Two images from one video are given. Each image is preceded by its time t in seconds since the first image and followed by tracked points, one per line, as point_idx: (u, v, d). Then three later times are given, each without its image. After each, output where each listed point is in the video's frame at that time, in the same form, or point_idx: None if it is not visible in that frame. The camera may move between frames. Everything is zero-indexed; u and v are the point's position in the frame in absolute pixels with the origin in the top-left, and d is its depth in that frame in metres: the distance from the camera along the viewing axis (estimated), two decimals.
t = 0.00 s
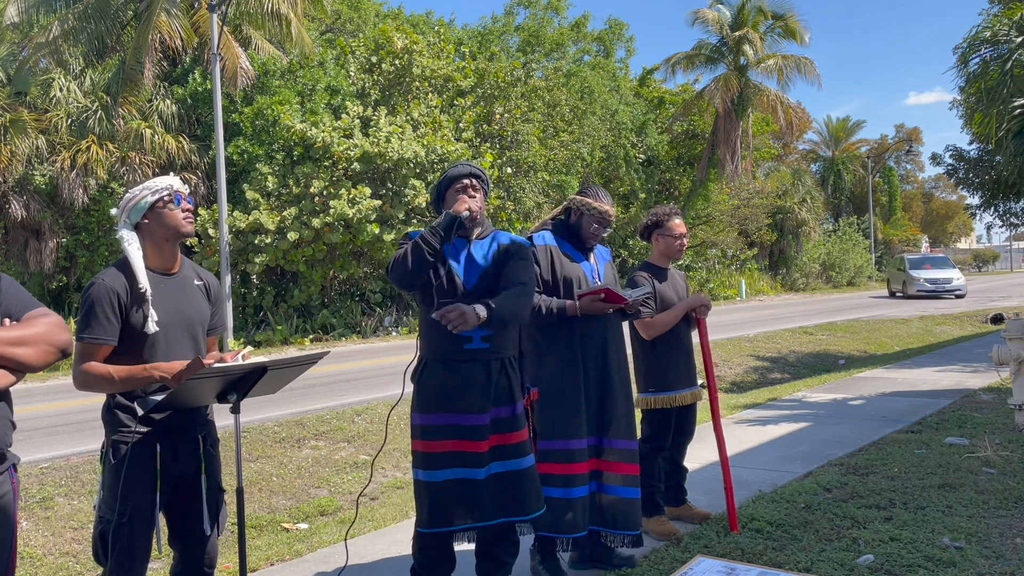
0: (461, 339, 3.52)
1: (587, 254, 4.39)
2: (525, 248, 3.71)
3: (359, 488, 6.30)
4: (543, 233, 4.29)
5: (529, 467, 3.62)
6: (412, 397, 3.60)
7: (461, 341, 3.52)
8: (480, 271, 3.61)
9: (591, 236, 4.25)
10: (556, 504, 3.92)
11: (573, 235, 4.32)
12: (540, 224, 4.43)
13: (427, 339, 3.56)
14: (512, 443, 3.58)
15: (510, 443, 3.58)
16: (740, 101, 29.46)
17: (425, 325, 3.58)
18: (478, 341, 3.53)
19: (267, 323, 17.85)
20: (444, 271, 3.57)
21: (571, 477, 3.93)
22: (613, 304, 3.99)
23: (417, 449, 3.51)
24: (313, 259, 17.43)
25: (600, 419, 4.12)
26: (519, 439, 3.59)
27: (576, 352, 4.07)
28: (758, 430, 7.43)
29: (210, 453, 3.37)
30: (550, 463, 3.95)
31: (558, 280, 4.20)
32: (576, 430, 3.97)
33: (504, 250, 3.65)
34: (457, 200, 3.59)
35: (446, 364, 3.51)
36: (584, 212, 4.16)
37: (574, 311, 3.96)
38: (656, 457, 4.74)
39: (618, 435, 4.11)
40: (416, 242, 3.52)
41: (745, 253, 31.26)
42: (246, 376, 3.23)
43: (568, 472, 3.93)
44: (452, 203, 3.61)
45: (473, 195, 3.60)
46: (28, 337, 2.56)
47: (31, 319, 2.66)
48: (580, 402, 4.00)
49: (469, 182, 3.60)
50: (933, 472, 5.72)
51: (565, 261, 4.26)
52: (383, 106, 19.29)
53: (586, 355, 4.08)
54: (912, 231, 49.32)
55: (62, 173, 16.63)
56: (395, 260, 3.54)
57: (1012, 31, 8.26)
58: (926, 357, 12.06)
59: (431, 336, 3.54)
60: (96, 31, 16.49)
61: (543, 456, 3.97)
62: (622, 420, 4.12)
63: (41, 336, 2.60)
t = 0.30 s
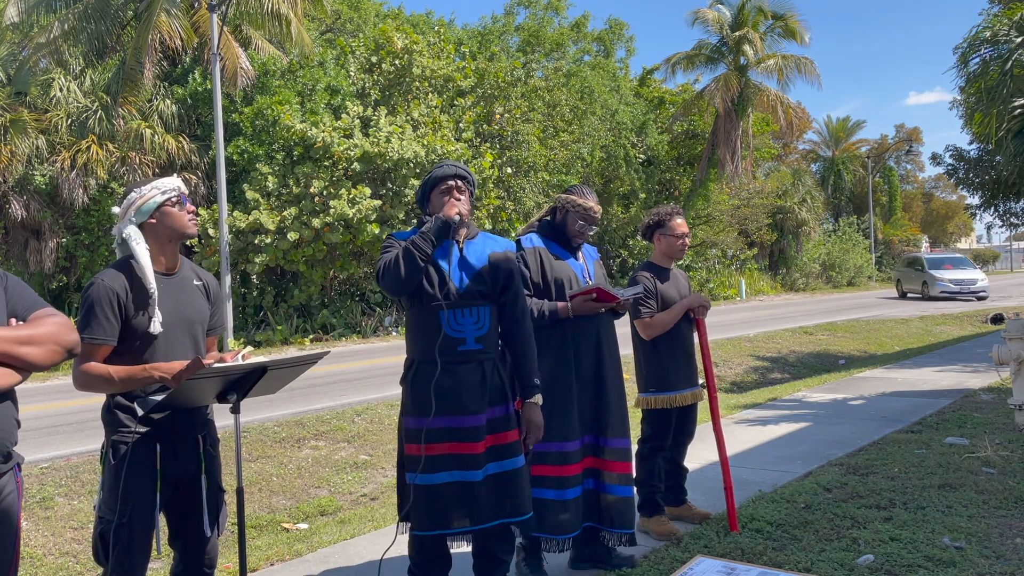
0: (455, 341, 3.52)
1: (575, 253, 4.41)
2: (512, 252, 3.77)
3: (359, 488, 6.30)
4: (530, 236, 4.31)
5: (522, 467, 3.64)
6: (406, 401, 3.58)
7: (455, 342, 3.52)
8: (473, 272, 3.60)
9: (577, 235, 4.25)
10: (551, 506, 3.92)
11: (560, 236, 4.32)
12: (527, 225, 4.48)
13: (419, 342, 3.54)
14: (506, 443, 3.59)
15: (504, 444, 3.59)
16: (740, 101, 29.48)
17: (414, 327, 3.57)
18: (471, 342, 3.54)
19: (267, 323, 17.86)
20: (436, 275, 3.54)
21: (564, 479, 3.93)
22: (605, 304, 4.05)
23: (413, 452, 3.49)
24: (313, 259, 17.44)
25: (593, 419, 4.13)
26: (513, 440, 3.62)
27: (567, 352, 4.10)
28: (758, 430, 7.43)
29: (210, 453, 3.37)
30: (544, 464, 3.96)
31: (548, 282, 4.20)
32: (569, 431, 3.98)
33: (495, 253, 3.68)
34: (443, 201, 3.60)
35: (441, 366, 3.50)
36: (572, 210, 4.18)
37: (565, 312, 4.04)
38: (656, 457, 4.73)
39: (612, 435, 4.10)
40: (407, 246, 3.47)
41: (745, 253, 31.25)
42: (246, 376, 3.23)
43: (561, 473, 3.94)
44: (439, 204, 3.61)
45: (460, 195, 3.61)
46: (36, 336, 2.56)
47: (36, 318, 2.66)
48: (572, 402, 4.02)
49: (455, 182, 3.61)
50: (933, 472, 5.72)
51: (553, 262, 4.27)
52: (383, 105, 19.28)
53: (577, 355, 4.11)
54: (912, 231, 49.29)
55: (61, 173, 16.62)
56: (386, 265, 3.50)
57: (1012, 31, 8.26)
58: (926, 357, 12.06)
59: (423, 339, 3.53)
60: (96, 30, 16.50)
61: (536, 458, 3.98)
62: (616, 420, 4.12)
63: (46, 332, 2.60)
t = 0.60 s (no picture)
0: (455, 341, 3.52)
1: (556, 251, 4.46)
2: (506, 254, 3.81)
3: (359, 488, 6.30)
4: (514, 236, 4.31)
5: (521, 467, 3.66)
6: (404, 402, 3.56)
7: (456, 343, 3.52)
8: (473, 273, 3.62)
9: (556, 231, 4.30)
10: (546, 509, 3.91)
11: (539, 235, 4.35)
12: (507, 226, 4.49)
13: (419, 343, 3.52)
14: (505, 443, 3.61)
15: (503, 444, 3.61)
16: (739, 101, 29.50)
17: (412, 327, 3.56)
18: (472, 342, 3.55)
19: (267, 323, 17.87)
20: (437, 276, 3.55)
21: (558, 482, 3.93)
22: (589, 307, 4.00)
23: (412, 454, 3.49)
24: (314, 259, 17.44)
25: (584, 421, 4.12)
26: (511, 439, 3.64)
27: (555, 358, 4.10)
28: (757, 430, 7.43)
29: (209, 453, 3.36)
30: (538, 468, 3.94)
31: (531, 285, 4.21)
32: (563, 434, 3.98)
33: (493, 256, 3.70)
34: (443, 202, 3.61)
35: (441, 367, 3.49)
36: (546, 204, 4.25)
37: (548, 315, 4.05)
38: (659, 457, 4.71)
39: (604, 435, 4.10)
40: (409, 245, 3.43)
41: (745, 253, 31.23)
42: (247, 376, 3.23)
43: (556, 477, 3.93)
44: (440, 204, 3.62)
45: (461, 195, 3.62)
46: (40, 337, 2.56)
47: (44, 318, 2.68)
48: (564, 403, 4.03)
49: (457, 182, 3.62)
50: (933, 472, 5.72)
51: (533, 260, 4.26)
52: (383, 106, 19.28)
53: (567, 356, 4.11)
54: (912, 231, 49.23)
55: (62, 173, 16.62)
56: (386, 266, 3.46)
57: (1012, 31, 8.25)
58: (925, 357, 12.06)
59: (423, 340, 3.52)
60: (96, 31, 16.50)
61: (530, 462, 3.96)
62: (608, 420, 4.12)
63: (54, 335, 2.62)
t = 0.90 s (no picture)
0: (456, 342, 3.51)
1: (539, 252, 4.46)
2: (503, 254, 3.83)
3: (359, 488, 6.30)
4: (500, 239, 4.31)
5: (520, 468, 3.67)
6: (403, 403, 3.55)
7: (456, 344, 3.52)
8: (474, 274, 3.63)
9: (536, 224, 4.32)
10: (535, 513, 3.90)
11: (521, 234, 4.36)
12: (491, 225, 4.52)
13: (419, 344, 3.51)
14: (504, 444, 3.62)
15: (503, 445, 3.61)
16: (739, 101, 29.51)
17: (411, 329, 3.55)
18: (472, 344, 3.55)
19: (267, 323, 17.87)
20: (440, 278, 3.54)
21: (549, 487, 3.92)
22: (577, 320, 3.92)
23: (412, 455, 3.48)
24: (314, 259, 17.44)
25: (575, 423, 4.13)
26: (511, 440, 3.65)
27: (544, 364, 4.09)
28: (757, 430, 7.42)
29: (208, 454, 3.37)
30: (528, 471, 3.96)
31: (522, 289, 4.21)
32: (555, 438, 3.97)
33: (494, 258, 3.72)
34: (450, 206, 3.61)
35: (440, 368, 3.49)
36: (521, 198, 4.29)
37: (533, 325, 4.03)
38: (667, 458, 4.69)
39: (591, 437, 4.11)
40: (418, 249, 3.39)
41: (745, 253, 31.23)
42: (247, 376, 3.23)
43: (547, 482, 3.92)
44: (447, 209, 3.62)
45: (468, 200, 3.61)
46: (50, 341, 2.57)
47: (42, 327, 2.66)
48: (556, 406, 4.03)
49: (463, 186, 3.61)
50: (933, 472, 5.72)
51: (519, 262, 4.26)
52: (383, 106, 19.27)
53: (558, 360, 4.11)
54: (912, 231, 49.21)
55: (62, 173, 16.63)
56: (390, 269, 3.43)
57: (1012, 31, 8.25)
58: (925, 357, 12.07)
59: (424, 341, 3.51)
60: (96, 31, 16.49)
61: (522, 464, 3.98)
62: (594, 424, 4.14)
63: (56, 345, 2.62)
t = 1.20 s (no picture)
0: (456, 342, 3.52)
1: (530, 252, 4.43)
2: (501, 255, 3.85)
3: (359, 488, 6.30)
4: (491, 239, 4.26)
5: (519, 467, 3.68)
6: (404, 403, 3.55)
7: (457, 344, 3.52)
8: (474, 273, 3.64)
9: (530, 229, 4.28)
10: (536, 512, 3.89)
11: (512, 236, 4.30)
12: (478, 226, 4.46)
13: (419, 343, 3.51)
14: (504, 444, 3.63)
15: (504, 444, 3.62)
16: (739, 101, 29.52)
17: (411, 328, 3.54)
18: (474, 344, 3.56)
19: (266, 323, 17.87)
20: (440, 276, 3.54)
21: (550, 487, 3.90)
22: (576, 316, 3.93)
23: (413, 455, 3.48)
24: (313, 259, 17.44)
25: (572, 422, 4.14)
26: (511, 439, 3.65)
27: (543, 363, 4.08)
28: (757, 430, 7.42)
29: (208, 453, 3.36)
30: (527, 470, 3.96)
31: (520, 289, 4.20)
32: (555, 437, 3.96)
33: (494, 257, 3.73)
34: (448, 203, 3.62)
35: (441, 367, 3.49)
36: (516, 202, 4.23)
37: (535, 324, 4.04)
38: (669, 457, 4.69)
39: (586, 434, 4.13)
40: (422, 250, 3.39)
41: (745, 253, 31.22)
42: (247, 376, 3.23)
43: (549, 482, 3.90)
44: (446, 207, 3.63)
45: (467, 200, 3.62)
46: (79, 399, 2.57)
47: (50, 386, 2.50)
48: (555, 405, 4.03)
49: (463, 185, 3.62)
50: (933, 472, 5.72)
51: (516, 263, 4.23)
52: (383, 106, 19.26)
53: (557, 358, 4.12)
54: (913, 231, 49.16)
55: (62, 173, 16.63)
56: (394, 271, 3.41)
57: (1012, 31, 8.25)
58: (925, 357, 12.07)
59: (424, 341, 3.51)
60: (96, 31, 16.48)
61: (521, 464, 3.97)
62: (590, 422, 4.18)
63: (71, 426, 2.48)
